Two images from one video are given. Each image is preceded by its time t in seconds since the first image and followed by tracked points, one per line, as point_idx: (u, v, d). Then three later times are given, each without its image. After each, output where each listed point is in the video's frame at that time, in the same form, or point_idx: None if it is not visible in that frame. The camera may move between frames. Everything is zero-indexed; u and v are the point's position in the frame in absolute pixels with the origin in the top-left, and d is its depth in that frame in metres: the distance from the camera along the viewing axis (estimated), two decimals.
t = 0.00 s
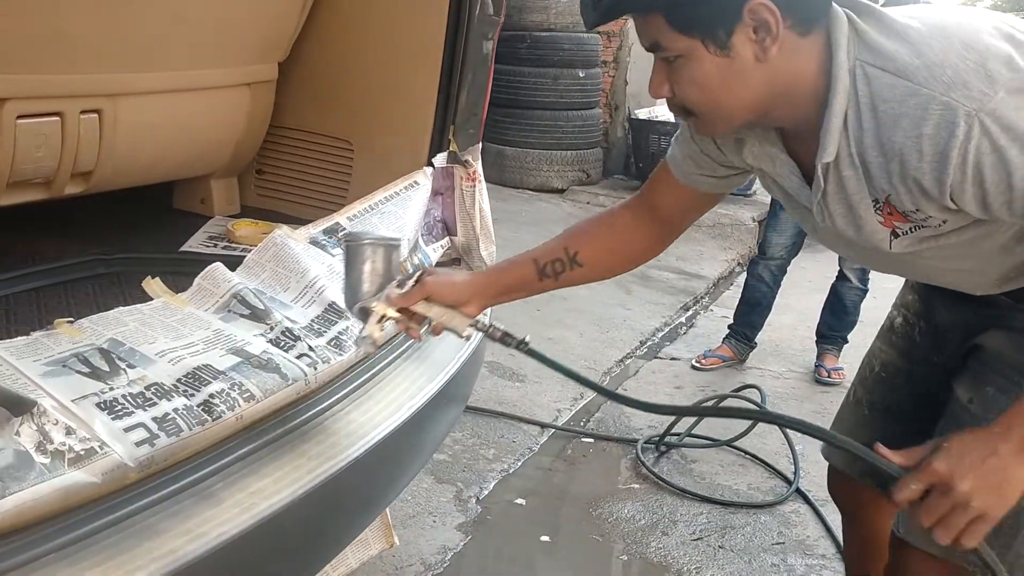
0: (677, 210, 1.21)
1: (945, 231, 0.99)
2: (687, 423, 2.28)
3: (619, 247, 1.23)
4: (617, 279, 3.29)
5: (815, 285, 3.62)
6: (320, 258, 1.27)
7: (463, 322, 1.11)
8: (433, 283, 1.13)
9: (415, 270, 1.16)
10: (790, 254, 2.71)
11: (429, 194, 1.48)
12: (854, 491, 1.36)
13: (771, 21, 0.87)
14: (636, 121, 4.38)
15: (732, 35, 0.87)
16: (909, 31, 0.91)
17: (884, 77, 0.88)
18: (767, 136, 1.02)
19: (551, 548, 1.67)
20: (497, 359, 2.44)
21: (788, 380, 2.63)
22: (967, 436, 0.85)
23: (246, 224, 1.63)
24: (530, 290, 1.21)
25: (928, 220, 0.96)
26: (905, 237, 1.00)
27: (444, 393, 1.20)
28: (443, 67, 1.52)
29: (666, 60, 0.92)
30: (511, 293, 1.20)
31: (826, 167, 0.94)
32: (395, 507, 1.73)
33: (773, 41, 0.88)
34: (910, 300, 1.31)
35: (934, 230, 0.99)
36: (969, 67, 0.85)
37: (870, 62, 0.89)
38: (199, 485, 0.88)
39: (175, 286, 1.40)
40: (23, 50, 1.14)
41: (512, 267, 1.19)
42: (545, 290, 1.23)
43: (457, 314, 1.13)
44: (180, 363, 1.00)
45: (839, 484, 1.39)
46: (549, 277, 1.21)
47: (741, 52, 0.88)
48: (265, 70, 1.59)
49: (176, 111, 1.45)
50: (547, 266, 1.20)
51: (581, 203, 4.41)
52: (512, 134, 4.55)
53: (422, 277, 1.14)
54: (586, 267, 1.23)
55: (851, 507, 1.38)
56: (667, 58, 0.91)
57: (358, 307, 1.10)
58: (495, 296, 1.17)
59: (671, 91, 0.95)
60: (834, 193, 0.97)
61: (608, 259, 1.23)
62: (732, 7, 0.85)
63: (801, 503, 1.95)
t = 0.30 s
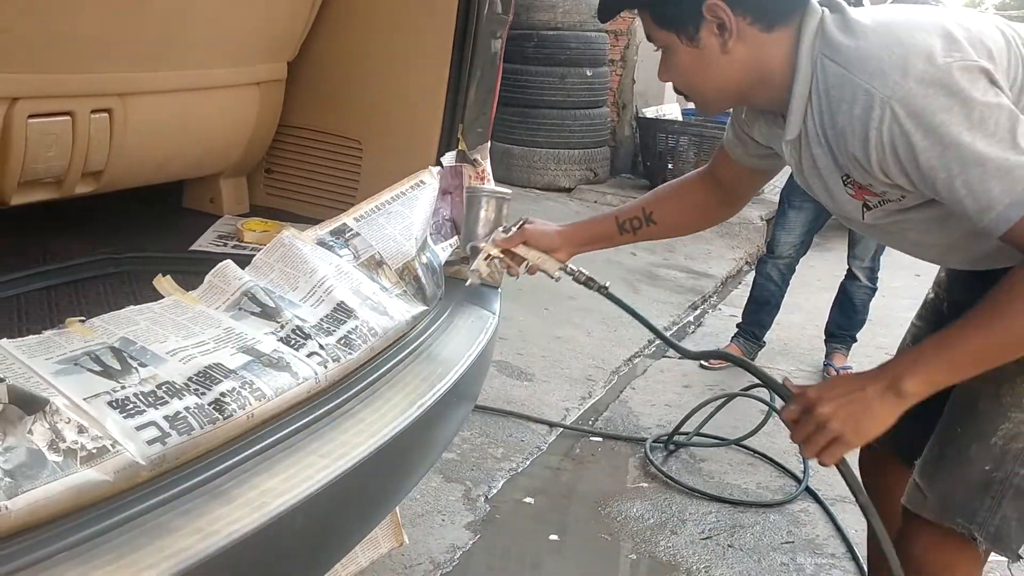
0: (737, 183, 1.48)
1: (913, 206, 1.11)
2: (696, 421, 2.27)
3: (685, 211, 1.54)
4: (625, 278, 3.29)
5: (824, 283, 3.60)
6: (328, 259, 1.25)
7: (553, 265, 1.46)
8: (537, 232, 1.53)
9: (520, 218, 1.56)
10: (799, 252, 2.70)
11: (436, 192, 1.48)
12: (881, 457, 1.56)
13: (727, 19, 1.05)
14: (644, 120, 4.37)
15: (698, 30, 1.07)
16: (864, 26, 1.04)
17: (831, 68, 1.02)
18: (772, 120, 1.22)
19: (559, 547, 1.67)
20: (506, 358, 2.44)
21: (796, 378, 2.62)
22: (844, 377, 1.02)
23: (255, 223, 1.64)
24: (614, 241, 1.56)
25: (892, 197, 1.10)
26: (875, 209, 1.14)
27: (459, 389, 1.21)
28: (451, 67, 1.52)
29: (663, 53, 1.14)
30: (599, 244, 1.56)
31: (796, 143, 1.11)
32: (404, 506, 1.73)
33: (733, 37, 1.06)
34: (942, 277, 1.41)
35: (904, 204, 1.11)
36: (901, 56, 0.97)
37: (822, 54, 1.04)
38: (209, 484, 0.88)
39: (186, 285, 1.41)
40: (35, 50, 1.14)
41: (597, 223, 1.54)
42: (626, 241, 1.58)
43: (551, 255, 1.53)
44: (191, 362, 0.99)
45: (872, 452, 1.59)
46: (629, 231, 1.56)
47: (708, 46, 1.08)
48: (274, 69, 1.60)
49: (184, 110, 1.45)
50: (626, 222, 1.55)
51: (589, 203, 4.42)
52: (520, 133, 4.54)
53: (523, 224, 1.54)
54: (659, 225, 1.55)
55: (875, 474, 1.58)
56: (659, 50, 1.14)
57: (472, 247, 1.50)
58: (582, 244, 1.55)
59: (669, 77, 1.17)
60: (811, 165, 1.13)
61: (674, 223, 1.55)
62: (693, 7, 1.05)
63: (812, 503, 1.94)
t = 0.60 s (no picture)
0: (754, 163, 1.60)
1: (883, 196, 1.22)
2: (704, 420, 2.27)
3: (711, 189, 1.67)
4: (633, 277, 3.28)
5: (832, 282, 3.60)
6: (337, 257, 1.25)
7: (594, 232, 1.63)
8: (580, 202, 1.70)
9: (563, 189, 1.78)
10: (807, 251, 2.70)
11: (444, 191, 1.48)
12: (880, 438, 1.60)
13: (715, 18, 1.18)
14: (651, 118, 4.37)
15: (693, 28, 1.21)
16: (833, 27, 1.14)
17: (802, 67, 1.13)
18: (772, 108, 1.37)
19: (567, 546, 1.67)
20: (513, 357, 2.44)
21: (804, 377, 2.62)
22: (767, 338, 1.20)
23: (265, 222, 1.65)
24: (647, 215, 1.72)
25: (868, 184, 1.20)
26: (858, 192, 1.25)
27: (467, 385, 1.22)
28: (460, 63, 1.52)
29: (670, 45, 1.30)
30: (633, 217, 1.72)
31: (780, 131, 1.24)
32: (412, 504, 1.73)
33: (721, 35, 1.19)
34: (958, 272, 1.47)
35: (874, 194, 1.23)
36: (853, 60, 1.07)
37: (795, 54, 1.16)
38: (219, 483, 0.89)
39: (196, 283, 1.41)
40: (47, 48, 1.14)
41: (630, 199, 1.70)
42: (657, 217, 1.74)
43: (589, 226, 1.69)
44: (201, 360, 0.99)
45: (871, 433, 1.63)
46: (660, 206, 1.70)
47: (702, 43, 1.22)
48: (282, 68, 1.60)
49: (194, 109, 1.45)
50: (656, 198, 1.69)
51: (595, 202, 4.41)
52: (526, 131, 4.53)
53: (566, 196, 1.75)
54: (686, 203, 1.70)
55: (873, 459, 1.61)
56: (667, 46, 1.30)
57: (523, 216, 1.71)
58: (621, 216, 1.70)
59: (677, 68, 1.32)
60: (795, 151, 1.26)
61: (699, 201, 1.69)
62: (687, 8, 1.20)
63: (821, 502, 1.94)
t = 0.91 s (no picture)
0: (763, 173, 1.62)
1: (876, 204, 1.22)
2: (711, 420, 2.27)
3: (719, 196, 1.69)
4: (639, 276, 3.28)
5: (839, 282, 3.59)
6: (347, 253, 1.25)
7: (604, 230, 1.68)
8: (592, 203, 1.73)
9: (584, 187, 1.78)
10: (815, 250, 2.69)
11: (454, 189, 1.48)
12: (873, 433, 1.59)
13: (720, 22, 1.19)
14: (657, 118, 4.36)
15: (698, 31, 1.23)
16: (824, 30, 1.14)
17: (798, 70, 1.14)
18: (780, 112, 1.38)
19: (574, 544, 1.67)
20: (520, 355, 2.44)
21: (812, 377, 2.62)
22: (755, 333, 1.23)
23: (274, 219, 1.65)
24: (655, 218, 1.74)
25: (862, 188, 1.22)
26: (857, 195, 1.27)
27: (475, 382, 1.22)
28: (468, 61, 1.52)
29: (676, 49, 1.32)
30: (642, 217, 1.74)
31: (781, 137, 1.25)
32: (419, 502, 1.73)
33: (726, 40, 1.21)
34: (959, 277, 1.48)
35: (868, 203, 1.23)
36: (838, 63, 1.08)
37: (791, 58, 1.17)
38: (229, 479, 0.89)
39: (205, 281, 1.41)
40: (60, 45, 1.15)
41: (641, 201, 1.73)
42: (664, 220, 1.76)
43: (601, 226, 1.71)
44: (211, 357, 0.99)
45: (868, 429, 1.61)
46: (668, 210, 1.72)
47: (708, 47, 1.23)
48: (290, 66, 1.60)
49: (203, 107, 1.46)
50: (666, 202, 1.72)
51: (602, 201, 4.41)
52: (532, 130, 4.53)
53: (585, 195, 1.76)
54: (692, 208, 1.71)
55: (866, 454, 1.59)
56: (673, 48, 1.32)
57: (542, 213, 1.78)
58: (630, 218, 1.73)
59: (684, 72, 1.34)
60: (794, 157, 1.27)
61: (708, 208, 1.70)
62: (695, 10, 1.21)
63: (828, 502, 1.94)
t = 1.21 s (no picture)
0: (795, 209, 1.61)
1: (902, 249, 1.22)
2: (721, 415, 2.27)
3: (753, 234, 1.67)
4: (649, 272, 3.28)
5: (849, 279, 3.58)
6: (361, 243, 1.25)
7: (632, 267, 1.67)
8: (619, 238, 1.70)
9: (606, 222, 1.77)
10: (825, 247, 2.69)
11: (467, 182, 1.48)
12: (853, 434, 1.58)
13: (747, 59, 1.20)
14: (667, 114, 4.35)
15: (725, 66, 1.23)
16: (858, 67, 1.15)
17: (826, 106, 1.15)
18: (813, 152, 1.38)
19: (581, 538, 1.67)
20: (530, 350, 2.44)
21: (821, 373, 2.61)
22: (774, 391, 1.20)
23: (286, 211, 1.65)
24: (687, 253, 1.72)
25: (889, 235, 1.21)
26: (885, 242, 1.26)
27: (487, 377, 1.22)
28: (481, 54, 1.52)
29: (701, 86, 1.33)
30: (675, 252, 1.72)
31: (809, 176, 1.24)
32: (429, 495, 1.74)
33: (753, 75, 1.20)
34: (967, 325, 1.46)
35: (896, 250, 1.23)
36: (871, 103, 1.08)
37: (821, 95, 1.17)
38: (243, 469, 0.90)
39: (219, 271, 1.42)
40: (77, 36, 1.15)
41: (674, 235, 1.71)
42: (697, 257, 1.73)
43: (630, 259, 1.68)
44: (226, 346, 0.99)
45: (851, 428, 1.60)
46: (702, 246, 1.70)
47: (734, 82, 1.23)
48: (304, 58, 1.60)
49: (216, 99, 1.46)
50: (700, 237, 1.70)
51: (610, 197, 4.41)
52: (542, 126, 4.53)
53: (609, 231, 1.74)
54: (728, 245, 1.69)
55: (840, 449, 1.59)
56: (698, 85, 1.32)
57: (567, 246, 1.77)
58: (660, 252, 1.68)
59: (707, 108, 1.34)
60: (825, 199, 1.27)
61: (742, 246, 1.68)
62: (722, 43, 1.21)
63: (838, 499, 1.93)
